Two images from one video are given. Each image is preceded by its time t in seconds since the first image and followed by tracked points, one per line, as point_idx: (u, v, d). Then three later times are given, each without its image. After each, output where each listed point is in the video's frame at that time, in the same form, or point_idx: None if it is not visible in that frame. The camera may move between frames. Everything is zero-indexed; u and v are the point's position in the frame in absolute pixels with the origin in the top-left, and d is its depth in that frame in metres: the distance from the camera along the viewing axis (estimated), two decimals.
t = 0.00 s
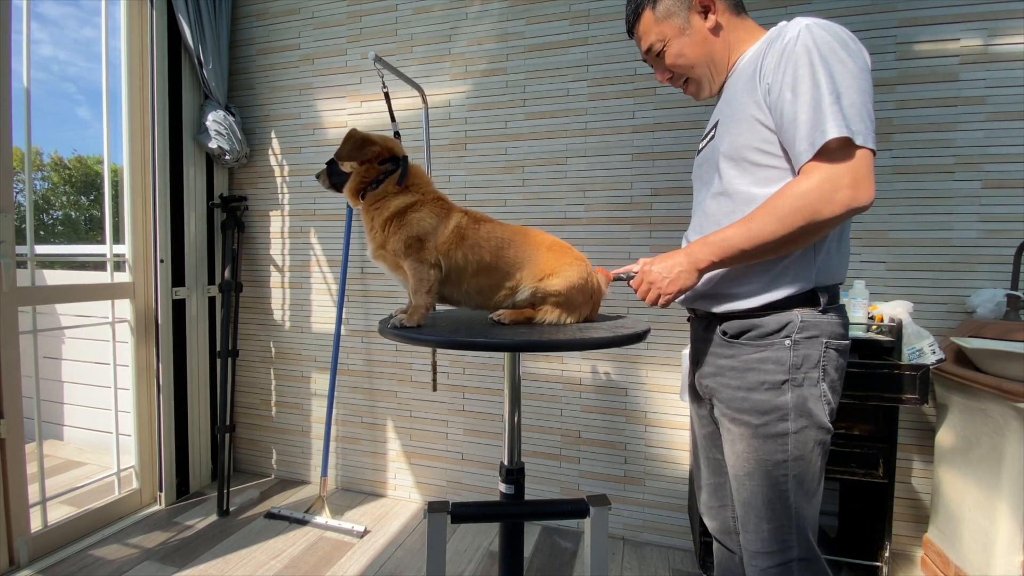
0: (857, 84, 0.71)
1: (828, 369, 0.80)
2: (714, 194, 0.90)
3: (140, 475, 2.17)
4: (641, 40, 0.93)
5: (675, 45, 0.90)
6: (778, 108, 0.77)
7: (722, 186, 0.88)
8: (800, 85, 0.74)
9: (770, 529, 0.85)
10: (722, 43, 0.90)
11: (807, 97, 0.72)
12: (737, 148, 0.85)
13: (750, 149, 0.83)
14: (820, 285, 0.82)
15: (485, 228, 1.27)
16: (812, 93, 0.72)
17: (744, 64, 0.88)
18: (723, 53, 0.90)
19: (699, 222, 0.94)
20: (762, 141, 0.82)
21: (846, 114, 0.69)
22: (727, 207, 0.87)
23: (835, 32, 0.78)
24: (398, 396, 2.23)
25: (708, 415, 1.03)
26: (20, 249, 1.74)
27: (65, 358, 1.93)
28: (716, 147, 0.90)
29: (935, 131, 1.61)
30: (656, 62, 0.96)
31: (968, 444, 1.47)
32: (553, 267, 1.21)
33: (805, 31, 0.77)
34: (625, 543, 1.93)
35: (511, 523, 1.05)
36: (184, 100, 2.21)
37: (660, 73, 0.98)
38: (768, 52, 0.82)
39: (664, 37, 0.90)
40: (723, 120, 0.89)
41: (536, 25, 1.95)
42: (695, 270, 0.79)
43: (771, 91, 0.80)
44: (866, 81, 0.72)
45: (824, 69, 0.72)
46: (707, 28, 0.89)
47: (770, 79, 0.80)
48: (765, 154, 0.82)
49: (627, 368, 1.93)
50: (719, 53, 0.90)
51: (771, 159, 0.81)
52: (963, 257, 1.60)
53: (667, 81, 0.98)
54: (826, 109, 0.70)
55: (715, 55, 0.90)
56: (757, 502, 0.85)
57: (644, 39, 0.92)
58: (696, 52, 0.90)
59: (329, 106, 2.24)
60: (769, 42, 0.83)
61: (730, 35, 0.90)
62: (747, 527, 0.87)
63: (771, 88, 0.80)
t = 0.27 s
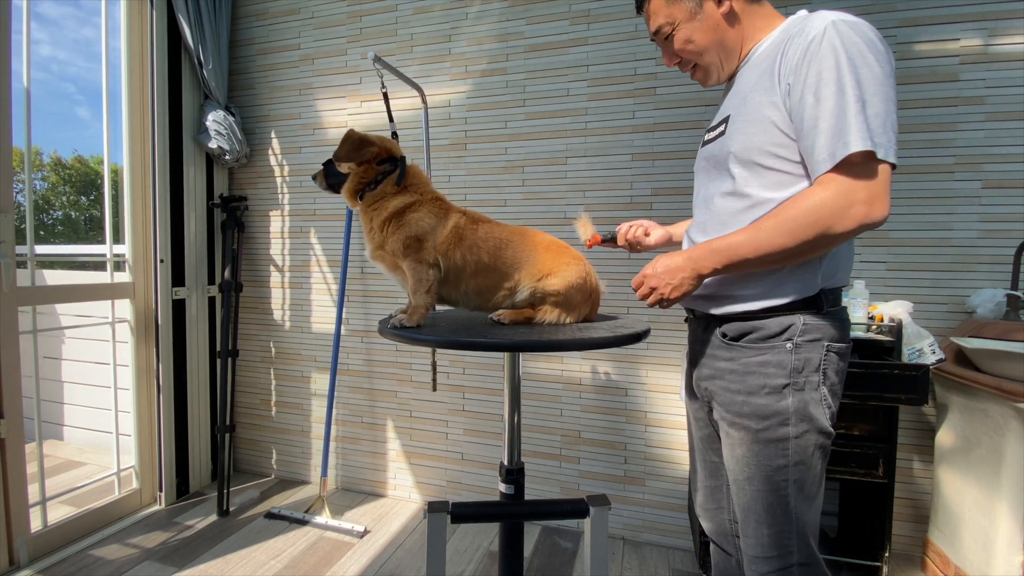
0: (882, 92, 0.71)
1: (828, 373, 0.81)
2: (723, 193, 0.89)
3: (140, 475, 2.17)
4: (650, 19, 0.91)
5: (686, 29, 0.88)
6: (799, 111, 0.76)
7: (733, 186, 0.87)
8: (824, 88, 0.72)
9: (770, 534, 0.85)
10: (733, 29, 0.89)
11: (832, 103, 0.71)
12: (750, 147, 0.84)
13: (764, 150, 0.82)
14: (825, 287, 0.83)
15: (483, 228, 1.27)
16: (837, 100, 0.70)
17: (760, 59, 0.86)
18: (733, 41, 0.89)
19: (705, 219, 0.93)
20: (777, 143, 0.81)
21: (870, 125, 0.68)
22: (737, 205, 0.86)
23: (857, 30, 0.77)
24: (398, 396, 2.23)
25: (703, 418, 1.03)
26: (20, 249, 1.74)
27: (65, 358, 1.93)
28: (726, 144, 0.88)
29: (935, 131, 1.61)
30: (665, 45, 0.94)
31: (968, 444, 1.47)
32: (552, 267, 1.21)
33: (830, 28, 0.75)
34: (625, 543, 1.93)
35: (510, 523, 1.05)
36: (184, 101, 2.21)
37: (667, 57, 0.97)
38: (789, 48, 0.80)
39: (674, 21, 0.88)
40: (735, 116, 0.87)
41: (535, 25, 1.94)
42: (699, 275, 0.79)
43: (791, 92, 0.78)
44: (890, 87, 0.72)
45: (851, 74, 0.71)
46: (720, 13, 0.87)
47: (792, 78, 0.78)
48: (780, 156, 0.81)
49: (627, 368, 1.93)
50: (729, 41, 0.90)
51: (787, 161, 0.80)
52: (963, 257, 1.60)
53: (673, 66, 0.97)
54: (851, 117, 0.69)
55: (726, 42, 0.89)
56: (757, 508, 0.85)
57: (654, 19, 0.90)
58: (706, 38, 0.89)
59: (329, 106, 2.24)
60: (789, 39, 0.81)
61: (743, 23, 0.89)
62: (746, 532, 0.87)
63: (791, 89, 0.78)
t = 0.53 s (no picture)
0: (859, 102, 0.70)
1: (831, 375, 0.80)
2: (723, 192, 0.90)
3: (140, 475, 2.17)
4: (656, 18, 0.89)
5: (694, 26, 0.88)
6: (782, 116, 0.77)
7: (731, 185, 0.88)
8: (802, 94, 0.72)
9: (769, 536, 0.85)
10: (741, 22, 0.88)
11: (805, 111, 0.71)
12: (747, 148, 0.85)
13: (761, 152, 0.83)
14: (831, 290, 0.82)
15: (483, 228, 1.27)
16: (810, 108, 0.71)
17: (765, 58, 0.85)
18: (742, 34, 0.89)
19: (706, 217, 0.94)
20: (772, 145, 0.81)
21: (835, 137, 0.68)
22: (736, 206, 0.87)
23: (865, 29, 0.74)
24: (398, 396, 2.23)
25: (704, 419, 1.02)
26: (20, 249, 1.74)
27: (65, 358, 1.93)
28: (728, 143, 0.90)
29: (935, 131, 1.61)
30: (671, 44, 0.94)
31: (968, 444, 1.47)
32: (552, 267, 1.21)
33: (829, 31, 0.74)
34: (625, 543, 1.93)
35: (510, 523, 1.05)
36: (184, 100, 2.21)
37: (672, 53, 0.96)
38: (789, 48, 0.80)
39: (682, 18, 0.87)
40: (737, 115, 0.88)
41: (536, 25, 1.94)
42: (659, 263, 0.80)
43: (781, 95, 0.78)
44: (873, 96, 0.70)
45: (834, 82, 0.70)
46: (727, 8, 0.86)
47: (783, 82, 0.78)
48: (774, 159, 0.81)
49: (627, 368, 1.93)
50: (738, 33, 0.89)
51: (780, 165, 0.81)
52: (963, 257, 1.60)
53: (680, 62, 0.96)
54: (817, 128, 0.69)
55: (734, 36, 0.89)
56: (756, 509, 0.85)
57: (660, 18, 0.89)
58: (714, 34, 0.88)
59: (329, 106, 2.24)
60: (791, 40, 0.81)
61: (750, 14, 0.88)
62: (745, 533, 0.87)
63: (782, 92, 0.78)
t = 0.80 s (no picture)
0: (795, 119, 0.73)
1: (840, 375, 0.80)
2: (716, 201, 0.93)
3: (140, 475, 2.17)
4: (640, 28, 0.92)
5: (676, 37, 0.89)
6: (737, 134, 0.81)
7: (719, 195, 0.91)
8: (745, 115, 0.77)
9: (774, 536, 0.85)
10: (725, 31, 0.88)
11: (745, 133, 0.76)
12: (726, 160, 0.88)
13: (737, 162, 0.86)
14: (833, 290, 0.81)
15: (484, 228, 1.27)
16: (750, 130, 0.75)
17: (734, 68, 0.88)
18: (726, 43, 0.89)
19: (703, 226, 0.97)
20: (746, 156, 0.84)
21: (767, 159, 0.73)
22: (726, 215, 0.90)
23: (813, 38, 0.75)
24: (398, 396, 2.23)
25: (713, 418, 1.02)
26: (20, 249, 1.74)
27: (64, 358, 1.93)
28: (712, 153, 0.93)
29: (935, 131, 1.61)
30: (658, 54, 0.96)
31: (968, 444, 1.47)
32: (552, 267, 1.21)
33: (774, 44, 0.76)
34: (625, 543, 1.93)
35: (511, 523, 1.05)
36: (184, 100, 2.21)
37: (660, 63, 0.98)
38: (743, 61, 0.82)
39: (664, 30, 0.89)
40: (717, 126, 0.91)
41: (536, 25, 1.94)
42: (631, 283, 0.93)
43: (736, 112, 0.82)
44: (810, 111, 0.73)
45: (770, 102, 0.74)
46: (708, 19, 0.87)
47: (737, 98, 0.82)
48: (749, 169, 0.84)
49: (627, 368, 1.93)
50: (721, 43, 0.89)
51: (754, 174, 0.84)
52: (963, 257, 1.60)
53: (666, 71, 0.98)
54: (752, 151, 0.74)
55: (717, 45, 0.89)
56: (762, 509, 0.86)
57: (644, 29, 0.91)
58: (696, 45, 0.90)
59: (329, 106, 2.24)
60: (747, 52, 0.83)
61: (735, 23, 0.88)
62: (750, 533, 0.88)
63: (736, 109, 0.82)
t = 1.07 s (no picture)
0: (785, 112, 0.73)
1: (840, 374, 0.79)
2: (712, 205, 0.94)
3: (140, 475, 2.17)
4: (628, 44, 0.93)
5: (662, 49, 0.90)
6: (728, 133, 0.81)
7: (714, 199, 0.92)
8: (736, 111, 0.77)
9: (775, 535, 0.85)
10: (711, 41, 0.88)
11: (737, 129, 0.76)
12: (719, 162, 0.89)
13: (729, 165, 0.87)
14: (828, 288, 0.81)
15: (483, 228, 1.27)
16: (739, 126, 0.75)
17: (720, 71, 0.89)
18: (712, 53, 0.89)
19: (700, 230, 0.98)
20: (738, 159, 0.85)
21: (760, 152, 0.73)
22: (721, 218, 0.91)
23: (796, 36, 0.77)
24: (397, 396, 2.23)
25: (717, 417, 1.02)
26: (20, 249, 1.74)
27: (64, 358, 1.93)
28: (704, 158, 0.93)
29: (935, 131, 1.61)
30: (647, 66, 0.97)
31: (968, 444, 1.47)
32: (551, 266, 1.21)
33: (759, 41, 0.77)
34: (625, 543, 1.93)
35: (511, 523, 1.05)
36: (184, 100, 2.21)
37: (652, 76, 0.99)
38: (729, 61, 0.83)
39: (650, 43, 0.90)
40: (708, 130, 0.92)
41: (536, 25, 1.94)
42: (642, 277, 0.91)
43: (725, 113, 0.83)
44: (798, 105, 0.73)
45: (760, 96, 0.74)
46: (693, 30, 0.87)
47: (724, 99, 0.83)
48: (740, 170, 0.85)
49: (627, 367, 1.93)
50: (708, 52, 0.89)
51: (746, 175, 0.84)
52: (963, 257, 1.60)
53: (660, 83, 0.99)
54: (746, 144, 0.74)
55: (704, 55, 0.89)
56: (762, 507, 0.86)
57: (632, 44, 0.93)
58: (683, 56, 0.90)
59: (329, 106, 2.24)
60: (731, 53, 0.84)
61: (720, 32, 0.88)
62: (751, 532, 0.88)
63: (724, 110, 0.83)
